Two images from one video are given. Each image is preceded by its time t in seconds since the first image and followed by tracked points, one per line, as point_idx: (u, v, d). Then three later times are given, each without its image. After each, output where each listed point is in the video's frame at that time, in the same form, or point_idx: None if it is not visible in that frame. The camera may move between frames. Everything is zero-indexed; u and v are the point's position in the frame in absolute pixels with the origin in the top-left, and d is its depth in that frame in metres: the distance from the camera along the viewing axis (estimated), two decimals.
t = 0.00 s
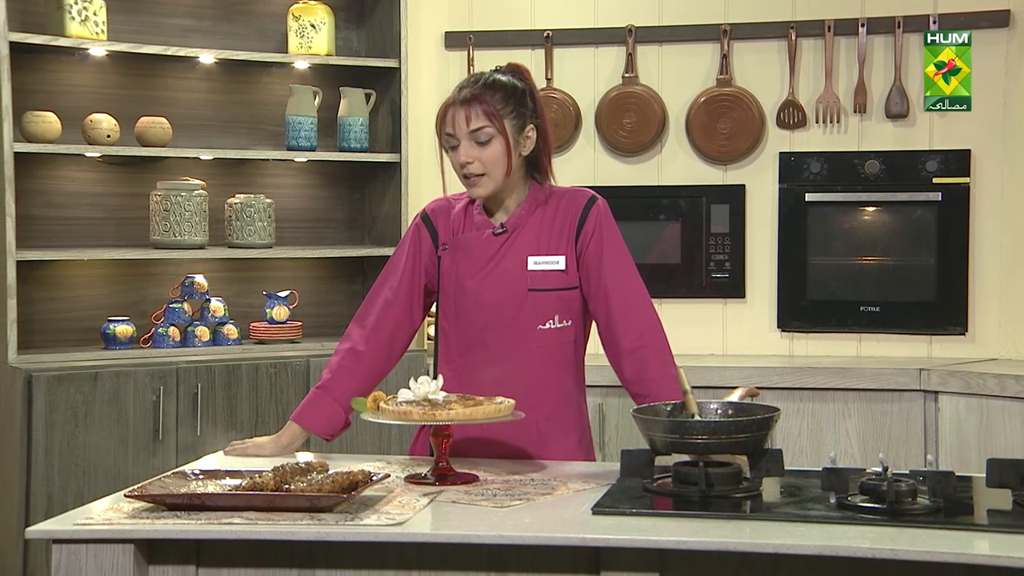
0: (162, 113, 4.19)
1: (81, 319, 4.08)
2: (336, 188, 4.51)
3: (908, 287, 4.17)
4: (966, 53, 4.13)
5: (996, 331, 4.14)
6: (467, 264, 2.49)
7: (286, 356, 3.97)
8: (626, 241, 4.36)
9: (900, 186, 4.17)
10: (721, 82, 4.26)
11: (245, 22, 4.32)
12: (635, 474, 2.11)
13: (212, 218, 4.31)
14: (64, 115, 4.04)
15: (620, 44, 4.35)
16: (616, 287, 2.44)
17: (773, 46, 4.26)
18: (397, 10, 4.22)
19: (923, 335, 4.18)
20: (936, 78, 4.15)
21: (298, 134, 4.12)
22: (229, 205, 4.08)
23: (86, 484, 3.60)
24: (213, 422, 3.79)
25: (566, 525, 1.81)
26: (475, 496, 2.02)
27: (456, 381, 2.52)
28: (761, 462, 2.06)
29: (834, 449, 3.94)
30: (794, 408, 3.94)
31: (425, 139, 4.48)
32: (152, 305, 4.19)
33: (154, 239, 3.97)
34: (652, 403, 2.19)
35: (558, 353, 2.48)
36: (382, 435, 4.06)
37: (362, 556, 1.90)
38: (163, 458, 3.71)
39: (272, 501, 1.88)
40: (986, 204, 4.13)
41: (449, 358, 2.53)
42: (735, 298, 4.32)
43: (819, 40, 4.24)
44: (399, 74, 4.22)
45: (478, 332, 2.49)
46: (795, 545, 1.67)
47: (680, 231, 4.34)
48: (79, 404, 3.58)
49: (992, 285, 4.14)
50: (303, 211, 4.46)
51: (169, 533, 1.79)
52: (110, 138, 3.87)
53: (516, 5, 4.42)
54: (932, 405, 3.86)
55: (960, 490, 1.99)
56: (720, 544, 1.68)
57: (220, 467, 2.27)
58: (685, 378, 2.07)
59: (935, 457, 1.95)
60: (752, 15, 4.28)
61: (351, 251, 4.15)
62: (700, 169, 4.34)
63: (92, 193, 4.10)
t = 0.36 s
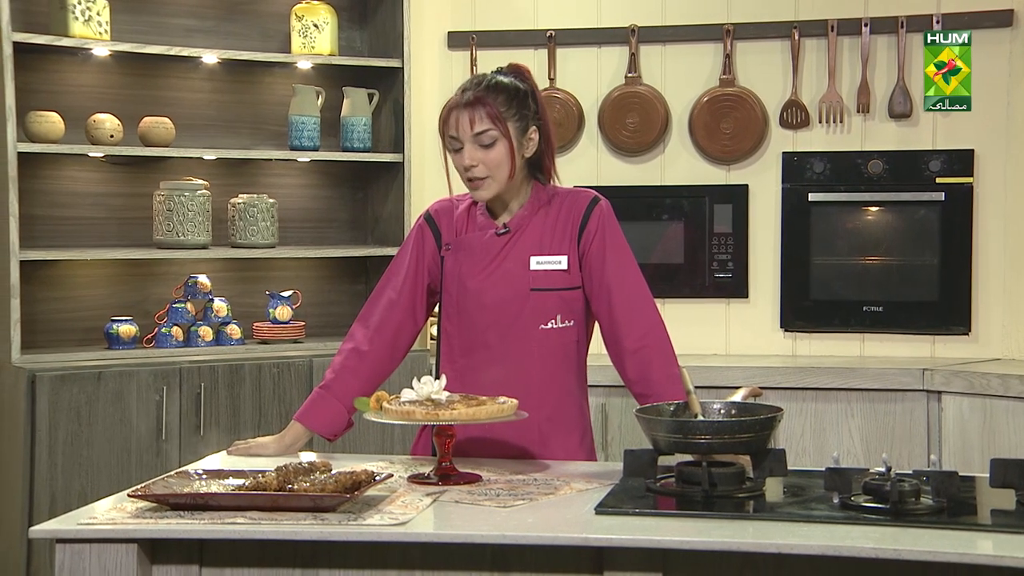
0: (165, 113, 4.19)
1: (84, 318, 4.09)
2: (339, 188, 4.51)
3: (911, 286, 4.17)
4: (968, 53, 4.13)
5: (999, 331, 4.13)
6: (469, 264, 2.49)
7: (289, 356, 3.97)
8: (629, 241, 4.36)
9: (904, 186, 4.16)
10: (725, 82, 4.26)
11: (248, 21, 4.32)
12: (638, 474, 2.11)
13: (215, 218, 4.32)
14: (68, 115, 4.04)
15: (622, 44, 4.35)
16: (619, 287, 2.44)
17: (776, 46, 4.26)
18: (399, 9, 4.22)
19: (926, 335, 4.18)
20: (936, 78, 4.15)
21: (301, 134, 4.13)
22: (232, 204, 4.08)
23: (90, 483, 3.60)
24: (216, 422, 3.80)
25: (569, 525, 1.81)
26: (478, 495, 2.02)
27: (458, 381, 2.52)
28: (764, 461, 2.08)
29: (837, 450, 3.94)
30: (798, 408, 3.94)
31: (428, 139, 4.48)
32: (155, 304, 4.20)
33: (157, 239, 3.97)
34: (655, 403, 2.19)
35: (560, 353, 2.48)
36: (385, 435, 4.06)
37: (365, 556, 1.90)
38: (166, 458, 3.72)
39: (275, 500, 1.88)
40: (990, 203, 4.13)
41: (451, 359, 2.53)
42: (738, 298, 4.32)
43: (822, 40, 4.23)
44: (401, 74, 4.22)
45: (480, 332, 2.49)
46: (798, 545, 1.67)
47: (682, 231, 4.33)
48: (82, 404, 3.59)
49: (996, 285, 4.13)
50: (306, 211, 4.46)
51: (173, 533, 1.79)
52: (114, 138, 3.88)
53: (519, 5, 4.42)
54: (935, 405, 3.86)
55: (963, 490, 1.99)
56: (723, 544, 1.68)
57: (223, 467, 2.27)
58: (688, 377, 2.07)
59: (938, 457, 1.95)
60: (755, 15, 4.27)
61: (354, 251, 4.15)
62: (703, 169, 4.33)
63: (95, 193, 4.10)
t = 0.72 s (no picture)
0: (168, 112, 4.20)
1: (87, 318, 4.09)
2: (342, 187, 4.51)
3: (915, 285, 4.17)
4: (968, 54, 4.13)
5: (1003, 330, 4.13)
6: (472, 263, 2.50)
7: (292, 355, 3.97)
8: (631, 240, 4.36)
9: (906, 185, 4.16)
10: (727, 81, 4.26)
11: (251, 21, 4.32)
12: (641, 473, 2.11)
13: (218, 218, 4.32)
14: (71, 114, 4.05)
15: (625, 43, 4.35)
16: (621, 287, 2.44)
17: (779, 45, 4.26)
18: (402, 8, 4.23)
19: (928, 334, 4.18)
20: (936, 78, 4.15)
21: (304, 133, 4.13)
22: (235, 203, 4.08)
23: (93, 482, 3.61)
24: (218, 422, 3.80)
25: (572, 524, 1.81)
26: (480, 494, 2.02)
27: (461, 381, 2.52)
28: (767, 460, 2.08)
29: (840, 449, 3.94)
30: (800, 407, 3.94)
31: (430, 138, 4.48)
32: (158, 303, 4.20)
33: (160, 238, 3.97)
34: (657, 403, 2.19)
35: (562, 352, 2.48)
36: (388, 434, 4.06)
37: (368, 556, 1.89)
38: (169, 457, 3.72)
39: (278, 499, 1.88)
40: (993, 202, 4.12)
41: (454, 358, 2.53)
42: (740, 297, 4.32)
43: (825, 39, 4.23)
44: (404, 73, 4.22)
45: (482, 331, 2.49)
46: (801, 545, 1.66)
47: (685, 230, 4.33)
48: (86, 403, 3.59)
49: (999, 284, 4.13)
50: (309, 210, 4.46)
51: (176, 531, 1.79)
52: (117, 137, 3.88)
53: (522, 3, 4.42)
54: (938, 404, 3.85)
55: (967, 489, 1.98)
56: (726, 544, 1.68)
57: (225, 466, 2.27)
58: (691, 376, 2.07)
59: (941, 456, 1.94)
60: (758, 14, 4.27)
61: (357, 250, 4.15)
62: (705, 168, 4.33)
63: (98, 192, 4.11)
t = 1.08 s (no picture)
0: (171, 109, 4.20)
1: (91, 315, 4.09)
2: (346, 185, 4.51)
3: (919, 283, 4.16)
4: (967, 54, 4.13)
5: (1007, 328, 4.13)
6: (477, 261, 2.49)
7: (296, 352, 3.97)
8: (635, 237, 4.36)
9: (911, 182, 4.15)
10: (731, 78, 4.26)
11: (255, 18, 4.32)
12: (645, 470, 2.11)
13: (221, 215, 4.32)
14: (75, 112, 4.05)
15: (629, 40, 4.35)
16: (625, 285, 2.43)
17: (783, 42, 4.26)
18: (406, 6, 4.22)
19: (933, 331, 4.17)
20: (936, 78, 4.15)
21: (308, 130, 4.12)
22: (239, 201, 4.09)
23: (97, 479, 3.61)
24: (223, 419, 3.80)
25: (576, 521, 1.81)
26: (484, 492, 2.02)
27: (464, 379, 2.52)
28: (771, 457, 2.06)
29: (844, 446, 3.93)
30: (804, 404, 3.94)
31: (434, 136, 4.47)
32: (162, 301, 4.20)
33: (164, 235, 3.97)
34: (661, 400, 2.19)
35: (566, 350, 2.48)
36: (392, 431, 4.06)
37: (373, 553, 1.89)
38: (173, 454, 3.72)
39: (282, 496, 1.88)
40: (998, 200, 4.12)
41: (458, 355, 2.53)
42: (744, 294, 4.32)
43: (829, 35, 4.23)
44: (408, 70, 4.21)
45: (487, 329, 2.49)
46: (805, 542, 1.66)
47: (689, 227, 4.33)
48: (90, 400, 3.60)
49: (1003, 282, 4.13)
50: (313, 208, 4.47)
51: (180, 528, 1.79)
52: (121, 135, 3.88)
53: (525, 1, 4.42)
54: (942, 402, 3.85)
55: (971, 487, 1.98)
56: (730, 541, 1.68)
57: (229, 463, 2.27)
58: (695, 374, 2.07)
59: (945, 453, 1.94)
60: (762, 11, 4.27)
61: (362, 248, 4.15)
62: (710, 165, 4.33)
63: (102, 189, 4.11)
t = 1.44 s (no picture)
0: (174, 107, 4.20)
1: (94, 313, 4.09)
2: (348, 182, 4.51)
3: (922, 281, 4.16)
4: (966, 55, 4.13)
5: (1010, 325, 4.13)
6: (482, 260, 2.50)
7: (299, 349, 3.97)
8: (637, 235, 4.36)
9: (913, 180, 4.15)
10: (734, 75, 4.25)
11: (258, 15, 4.32)
12: (648, 468, 2.11)
13: (224, 213, 4.32)
14: (78, 110, 4.05)
15: (632, 38, 4.34)
16: (629, 283, 2.44)
17: (786, 40, 4.25)
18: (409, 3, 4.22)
19: (936, 329, 4.17)
20: (936, 78, 4.14)
21: (311, 128, 4.12)
22: (242, 198, 4.09)
23: (100, 476, 3.62)
24: (225, 416, 3.80)
25: (578, 519, 1.81)
26: (487, 489, 2.02)
27: (472, 377, 2.53)
28: (774, 455, 2.05)
29: (847, 444, 3.93)
30: (807, 402, 3.94)
31: (437, 133, 4.47)
32: (165, 298, 4.20)
33: (167, 233, 3.97)
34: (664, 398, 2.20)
35: (572, 348, 2.49)
36: (394, 429, 4.07)
37: (375, 550, 1.90)
38: (176, 451, 3.73)
39: (285, 494, 1.88)
40: (1000, 197, 4.12)
41: (465, 354, 2.54)
42: (747, 292, 4.31)
43: (833, 33, 4.22)
44: (411, 67, 4.21)
45: (493, 327, 2.50)
46: (808, 539, 1.66)
47: (692, 225, 4.33)
48: (93, 397, 3.60)
49: (1006, 279, 4.13)
50: (315, 205, 4.47)
51: (184, 525, 1.80)
52: (123, 132, 3.88)
53: None
54: (945, 399, 3.84)
55: (974, 485, 1.98)
56: (733, 538, 1.68)
57: (232, 460, 2.28)
58: (698, 372, 2.07)
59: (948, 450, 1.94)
60: (766, 8, 4.27)
61: (365, 245, 4.15)
62: (713, 163, 4.33)
63: (105, 187, 4.11)
